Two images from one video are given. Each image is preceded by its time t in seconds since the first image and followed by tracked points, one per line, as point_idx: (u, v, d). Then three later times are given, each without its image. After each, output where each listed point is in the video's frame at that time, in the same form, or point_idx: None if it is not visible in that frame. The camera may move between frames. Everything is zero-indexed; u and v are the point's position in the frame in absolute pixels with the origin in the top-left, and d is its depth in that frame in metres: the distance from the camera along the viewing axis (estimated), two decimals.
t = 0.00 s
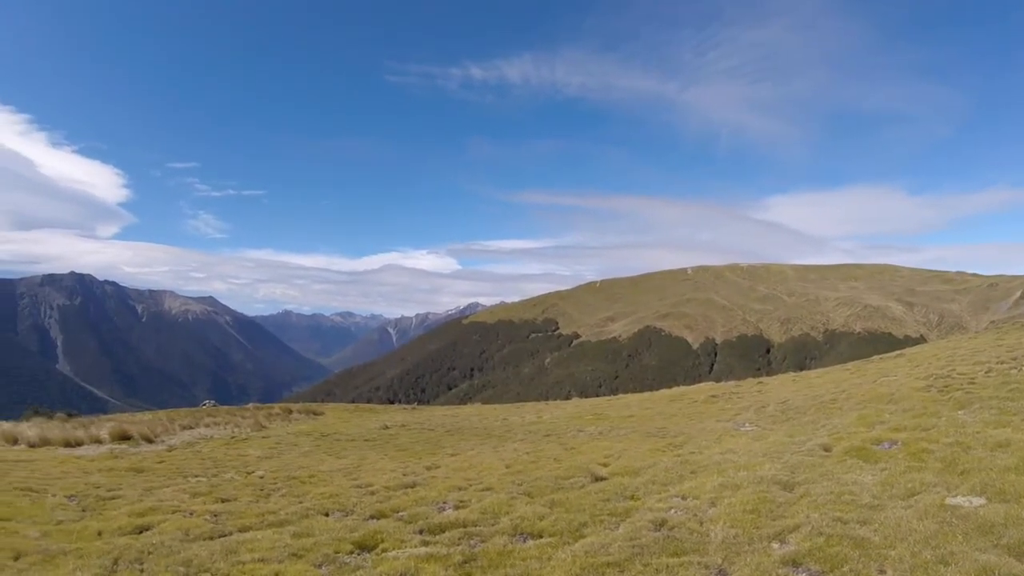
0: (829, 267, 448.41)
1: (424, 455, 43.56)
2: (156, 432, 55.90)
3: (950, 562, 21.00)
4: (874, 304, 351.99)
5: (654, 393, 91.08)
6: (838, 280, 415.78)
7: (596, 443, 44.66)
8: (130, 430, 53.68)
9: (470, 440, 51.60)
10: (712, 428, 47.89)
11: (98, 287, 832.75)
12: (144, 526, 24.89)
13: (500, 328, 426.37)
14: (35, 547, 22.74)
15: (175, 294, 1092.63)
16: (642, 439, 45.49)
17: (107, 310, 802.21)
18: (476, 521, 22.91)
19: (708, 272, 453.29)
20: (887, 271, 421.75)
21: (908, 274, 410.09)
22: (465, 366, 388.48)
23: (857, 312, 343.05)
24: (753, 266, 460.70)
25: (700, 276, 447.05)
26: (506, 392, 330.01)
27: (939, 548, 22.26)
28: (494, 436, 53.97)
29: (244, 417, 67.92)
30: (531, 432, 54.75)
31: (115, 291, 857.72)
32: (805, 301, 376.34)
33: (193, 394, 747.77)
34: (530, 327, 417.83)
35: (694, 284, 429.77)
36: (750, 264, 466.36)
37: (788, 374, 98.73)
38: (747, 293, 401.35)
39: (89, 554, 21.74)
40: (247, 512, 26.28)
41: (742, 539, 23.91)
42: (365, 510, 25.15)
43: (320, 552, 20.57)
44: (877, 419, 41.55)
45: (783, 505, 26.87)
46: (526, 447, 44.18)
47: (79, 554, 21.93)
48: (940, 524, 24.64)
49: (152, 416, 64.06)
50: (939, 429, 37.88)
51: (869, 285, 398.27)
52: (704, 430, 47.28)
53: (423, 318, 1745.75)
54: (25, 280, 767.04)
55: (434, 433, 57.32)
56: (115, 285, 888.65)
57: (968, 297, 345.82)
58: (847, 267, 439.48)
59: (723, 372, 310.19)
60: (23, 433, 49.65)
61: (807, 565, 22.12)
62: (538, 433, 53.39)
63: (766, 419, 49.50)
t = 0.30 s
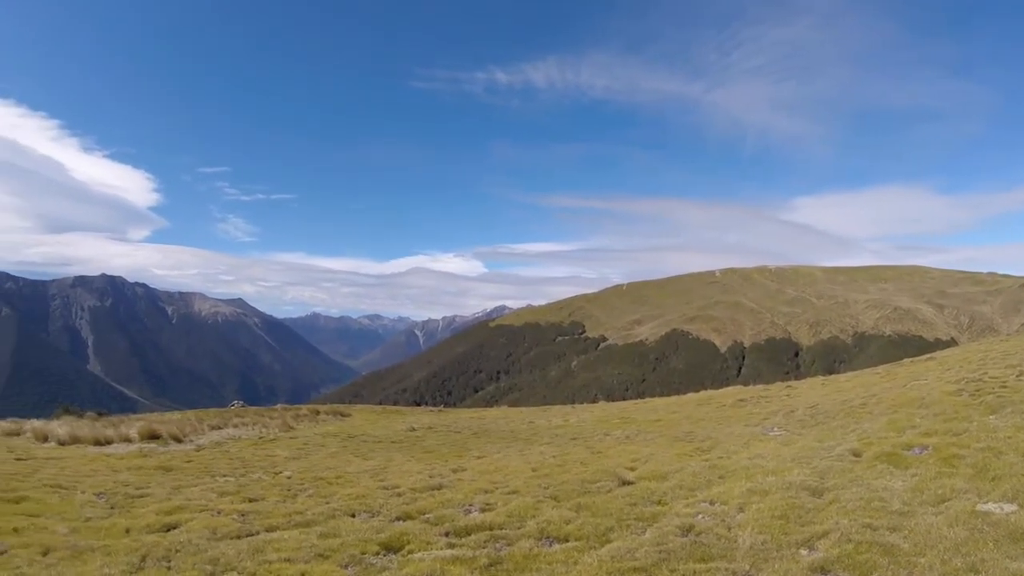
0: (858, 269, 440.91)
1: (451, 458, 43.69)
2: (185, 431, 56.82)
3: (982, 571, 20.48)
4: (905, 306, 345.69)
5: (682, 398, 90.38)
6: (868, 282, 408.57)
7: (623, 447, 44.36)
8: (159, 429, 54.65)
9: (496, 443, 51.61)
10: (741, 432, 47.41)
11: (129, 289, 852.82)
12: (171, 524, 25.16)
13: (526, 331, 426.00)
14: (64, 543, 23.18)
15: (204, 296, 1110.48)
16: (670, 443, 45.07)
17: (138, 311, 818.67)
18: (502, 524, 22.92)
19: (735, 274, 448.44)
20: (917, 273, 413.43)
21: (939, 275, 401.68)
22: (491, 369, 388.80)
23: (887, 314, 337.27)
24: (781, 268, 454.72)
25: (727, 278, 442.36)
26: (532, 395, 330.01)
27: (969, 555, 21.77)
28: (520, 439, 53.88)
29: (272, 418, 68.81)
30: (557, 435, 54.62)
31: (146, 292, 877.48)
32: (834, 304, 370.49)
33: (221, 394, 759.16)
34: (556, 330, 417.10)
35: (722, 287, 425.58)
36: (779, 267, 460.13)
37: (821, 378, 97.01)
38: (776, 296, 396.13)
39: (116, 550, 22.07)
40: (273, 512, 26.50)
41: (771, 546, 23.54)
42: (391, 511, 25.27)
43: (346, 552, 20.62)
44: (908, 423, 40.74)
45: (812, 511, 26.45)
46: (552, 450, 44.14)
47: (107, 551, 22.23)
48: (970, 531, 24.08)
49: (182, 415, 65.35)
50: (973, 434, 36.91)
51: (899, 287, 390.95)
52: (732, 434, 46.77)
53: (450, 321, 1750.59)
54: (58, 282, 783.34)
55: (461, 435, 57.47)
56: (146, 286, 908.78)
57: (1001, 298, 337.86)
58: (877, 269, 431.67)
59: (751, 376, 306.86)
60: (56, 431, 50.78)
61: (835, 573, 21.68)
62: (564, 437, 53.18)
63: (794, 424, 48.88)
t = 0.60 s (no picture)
0: (887, 268, 433.18)
1: (476, 457, 43.67)
2: (213, 429, 57.59)
3: None
4: (934, 306, 339.40)
5: (710, 398, 89.55)
6: (897, 281, 401.46)
7: (648, 448, 44.01)
8: (188, 427, 55.50)
9: (521, 442, 51.49)
10: (767, 434, 46.84)
11: (158, 291, 873.06)
12: (198, 520, 25.39)
13: (552, 332, 425.60)
14: (92, 537, 23.57)
15: (231, 296, 1124.23)
16: (696, 445, 44.64)
17: (166, 312, 837.09)
18: (527, 524, 22.79)
19: (762, 274, 443.28)
20: (947, 271, 405.22)
21: (970, 274, 393.40)
22: (516, 369, 389.28)
23: (916, 314, 331.40)
24: (808, 267, 448.32)
25: (754, 278, 436.93)
26: (558, 396, 329.30)
27: (1000, 563, 21.18)
28: (545, 439, 53.69)
29: (298, 417, 69.49)
30: (583, 436, 54.33)
31: (174, 295, 897.81)
32: (863, 303, 364.55)
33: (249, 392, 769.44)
34: (581, 331, 416.05)
35: (747, 287, 421.26)
36: (806, 266, 453.91)
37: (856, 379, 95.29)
38: (804, 295, 390.42)
39: (142, 543, 22.37)
40: (299, 509, 26.61)
41: (797, 550, 23.17)
42: (415, 510, 25.26)
43: (371, 550, 20.63)
44: (938, 426, 39.89)
45: (840, 516, 25.98)
46: (577, 451, 43.84)
47: (134, 544, 22.48)
48: (1000, 538, 23.46)
49: (211, 413, 66.38)
50: (1006, 437, 35.97)
51: (929, 286, 383.72)
52: (759, 436, 46.29)
53: (474, 321, 1752.28)
54: (87, 283, 796.05)
55: (486, 434, 57.44)
56: (175, 288, 928.85)
57: None
58: (906, 268, 423.79)
59: (778, 377, 302.37)
60: (87, 428, 51.80)
61: None
62: (590, 437, 52.90)
63: (822, 426, 48.13)
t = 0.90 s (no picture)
0: (912, 263, 426.42)
1: (498, 453, 43.62)
2: (237, 424, 58.22)
3: None
4: (960, 303, 334.04)
5: (735, 395, 88.84)
6: (922, 277, 395.35)
7: (670, 445, 43.70)
8: (212, 422, 56.13)
9: (543, 439, 51.38)
10: (790, 432, 46.32)
11: (183, 288, 886.01)
12: (221, 514, 25.57)
13: (574, 327, 424.57)
14: (115, 531, 23.86)
15: (254, 293, 1135.76)
16: (719, 442, 44.31)
17: (190, 309, 849.40)
18: (547, 521, 22.71)
19: (785, 270, 438.89)
20: (974, 268, 398.10)
21: (997, 270, 386.18)
22: (538, 365, 389.22)
23: (942, 311, 326.66)
24: (832, 262, 442.51)
25: (778, 274, 432.25)
26: (580, 391, 329.14)
27: None
28: (567, 436, 53.52)
29: (321, 412, 70.05)
30: (605, 433, 54.15)
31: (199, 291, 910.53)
32: (887, 299, 359.61)
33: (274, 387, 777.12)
34: (603, 327, 414.74)
35: (769, 283, 417.57)
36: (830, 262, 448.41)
37: (887, 375, 93.72)
38: (828, 291, 385.87)
39: (164, 538, 22.56)
40: (320, 504, 26.76)
41: (820, 549, 22.86)
42: (436, 505, 25.29)
43: (391, 545, 20.65)
44: (963, 425, 39.20)
45: (864, 515, 25.57)
46: (599, 448, 43.62)
47: (156, 539, 22.63)
48: None
49: (235, 409, 67.15)
50: None
51: (954, 283, 377.62)
52: (782, 434, 45.80)
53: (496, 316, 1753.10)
54: (113, 281, 807.47)
55: (507, 431, 57.34)
56: (200, 285, 942.49)
57: None
58: (931, 264, 416.85)
59: (801, 373, 301.34)
60: (112, 423, 52.53)
61: None
62: (611, 434, 52.70)
63: (846, 424, 47.53)
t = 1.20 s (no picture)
0: (932, 257, 420.93)
1: (515, 449, 43.67)
2: (256, 421, 58.71)
3: None
4: (980, 298, 329.87)
5: (755, 389, 88.31)
6: (942, 272, 390.38)
7: (689, 441, 43.50)
8: (231, 419, 56.59)
9: (561, 434, 51.35)
10: (809, 428, 46.07)
11: (201, 286, 894.08)
12: (240, 510, 25.73)
13: (591, 322, 423.89)
14: (134, 528, 24.01)
15: (272, 290, 1142.89)
16: (738, 438, 44.04)
17: (209, 307, 856.84)
18: (565, 516, 22.66)
19: (804, 264, 434.87)
20: (996, 262, 392.36)
21: (1019, 265, 380.44)
22: (555, 360, 388.71)
23: (961, 305, 322.81)
24: (851, 256, 437.95)
25: (796, 269, 428.60)
26: (598, 387, 328.78)
27: None
28: (585, 431, 53.54)
29: (340, 408, 70.45)
30: (623, 428, 54.02)
31: (218, 289, 918.69)
32: (906, 294, 355.52)
33: (293, 384, 780.26)
34: (620, 322, 413.56)
35: (787, 278, 414.44)
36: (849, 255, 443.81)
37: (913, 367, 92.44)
38: (847, 285, 381.74)
39: (184, 535, 22.67)
40: (340, 499, 26.88)
41: (841, 547, 22.59)
42: (455, 501, 25.28)
43: (410, 541, 20.68)
44: (985, 422, 38.61)
45: (884, 512, 25.30)
46: (617, 443, 43.50)
47: (176, 536, 22.78)
48: None
49: (254, 405, 67.74)
50: None
51: (974, 278, 372.82)
52: (800, 430, 45.43)
53: (513, 312, 1750.81)
54: (132, 280, 814.43)
55: (525, 426, 57.48)
56: (218, 283, 950.68)
57: None
58: (952, 258, 411.37)
59: (820, 369, 295.85)
60: (133, 421, 53.14)
61: None
62: (630, 429, 52.61)
63: (866, 419, 47.16)
